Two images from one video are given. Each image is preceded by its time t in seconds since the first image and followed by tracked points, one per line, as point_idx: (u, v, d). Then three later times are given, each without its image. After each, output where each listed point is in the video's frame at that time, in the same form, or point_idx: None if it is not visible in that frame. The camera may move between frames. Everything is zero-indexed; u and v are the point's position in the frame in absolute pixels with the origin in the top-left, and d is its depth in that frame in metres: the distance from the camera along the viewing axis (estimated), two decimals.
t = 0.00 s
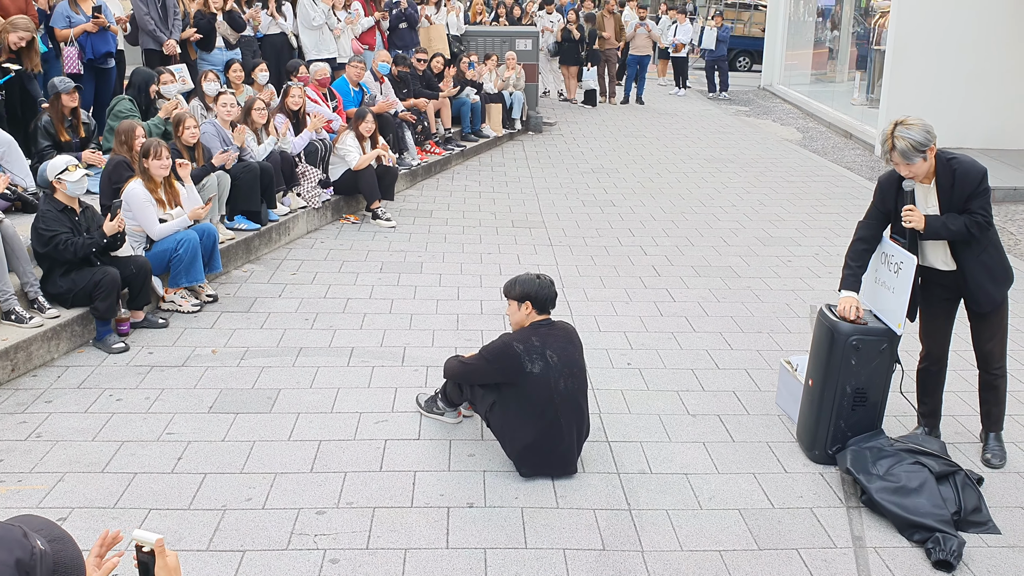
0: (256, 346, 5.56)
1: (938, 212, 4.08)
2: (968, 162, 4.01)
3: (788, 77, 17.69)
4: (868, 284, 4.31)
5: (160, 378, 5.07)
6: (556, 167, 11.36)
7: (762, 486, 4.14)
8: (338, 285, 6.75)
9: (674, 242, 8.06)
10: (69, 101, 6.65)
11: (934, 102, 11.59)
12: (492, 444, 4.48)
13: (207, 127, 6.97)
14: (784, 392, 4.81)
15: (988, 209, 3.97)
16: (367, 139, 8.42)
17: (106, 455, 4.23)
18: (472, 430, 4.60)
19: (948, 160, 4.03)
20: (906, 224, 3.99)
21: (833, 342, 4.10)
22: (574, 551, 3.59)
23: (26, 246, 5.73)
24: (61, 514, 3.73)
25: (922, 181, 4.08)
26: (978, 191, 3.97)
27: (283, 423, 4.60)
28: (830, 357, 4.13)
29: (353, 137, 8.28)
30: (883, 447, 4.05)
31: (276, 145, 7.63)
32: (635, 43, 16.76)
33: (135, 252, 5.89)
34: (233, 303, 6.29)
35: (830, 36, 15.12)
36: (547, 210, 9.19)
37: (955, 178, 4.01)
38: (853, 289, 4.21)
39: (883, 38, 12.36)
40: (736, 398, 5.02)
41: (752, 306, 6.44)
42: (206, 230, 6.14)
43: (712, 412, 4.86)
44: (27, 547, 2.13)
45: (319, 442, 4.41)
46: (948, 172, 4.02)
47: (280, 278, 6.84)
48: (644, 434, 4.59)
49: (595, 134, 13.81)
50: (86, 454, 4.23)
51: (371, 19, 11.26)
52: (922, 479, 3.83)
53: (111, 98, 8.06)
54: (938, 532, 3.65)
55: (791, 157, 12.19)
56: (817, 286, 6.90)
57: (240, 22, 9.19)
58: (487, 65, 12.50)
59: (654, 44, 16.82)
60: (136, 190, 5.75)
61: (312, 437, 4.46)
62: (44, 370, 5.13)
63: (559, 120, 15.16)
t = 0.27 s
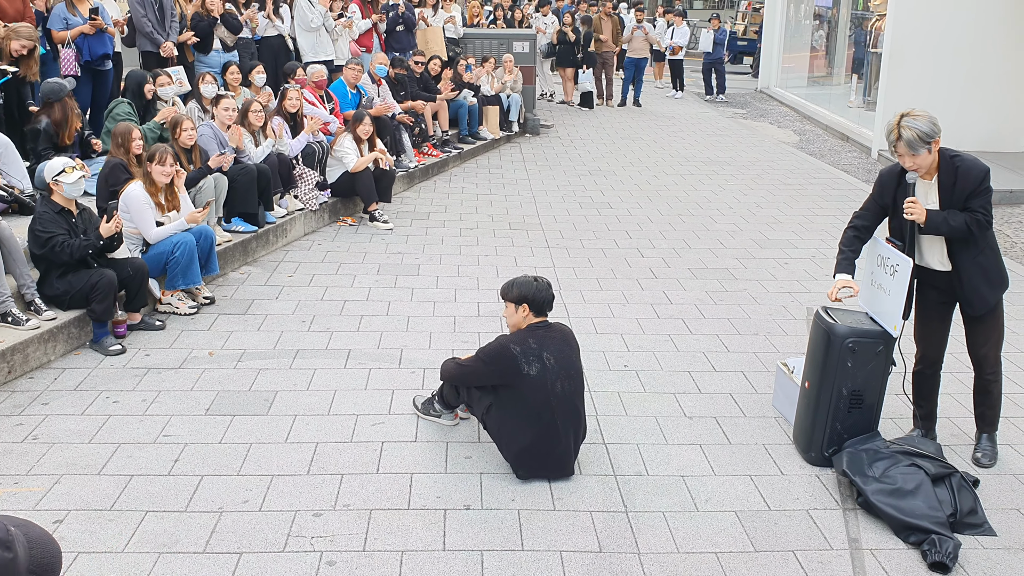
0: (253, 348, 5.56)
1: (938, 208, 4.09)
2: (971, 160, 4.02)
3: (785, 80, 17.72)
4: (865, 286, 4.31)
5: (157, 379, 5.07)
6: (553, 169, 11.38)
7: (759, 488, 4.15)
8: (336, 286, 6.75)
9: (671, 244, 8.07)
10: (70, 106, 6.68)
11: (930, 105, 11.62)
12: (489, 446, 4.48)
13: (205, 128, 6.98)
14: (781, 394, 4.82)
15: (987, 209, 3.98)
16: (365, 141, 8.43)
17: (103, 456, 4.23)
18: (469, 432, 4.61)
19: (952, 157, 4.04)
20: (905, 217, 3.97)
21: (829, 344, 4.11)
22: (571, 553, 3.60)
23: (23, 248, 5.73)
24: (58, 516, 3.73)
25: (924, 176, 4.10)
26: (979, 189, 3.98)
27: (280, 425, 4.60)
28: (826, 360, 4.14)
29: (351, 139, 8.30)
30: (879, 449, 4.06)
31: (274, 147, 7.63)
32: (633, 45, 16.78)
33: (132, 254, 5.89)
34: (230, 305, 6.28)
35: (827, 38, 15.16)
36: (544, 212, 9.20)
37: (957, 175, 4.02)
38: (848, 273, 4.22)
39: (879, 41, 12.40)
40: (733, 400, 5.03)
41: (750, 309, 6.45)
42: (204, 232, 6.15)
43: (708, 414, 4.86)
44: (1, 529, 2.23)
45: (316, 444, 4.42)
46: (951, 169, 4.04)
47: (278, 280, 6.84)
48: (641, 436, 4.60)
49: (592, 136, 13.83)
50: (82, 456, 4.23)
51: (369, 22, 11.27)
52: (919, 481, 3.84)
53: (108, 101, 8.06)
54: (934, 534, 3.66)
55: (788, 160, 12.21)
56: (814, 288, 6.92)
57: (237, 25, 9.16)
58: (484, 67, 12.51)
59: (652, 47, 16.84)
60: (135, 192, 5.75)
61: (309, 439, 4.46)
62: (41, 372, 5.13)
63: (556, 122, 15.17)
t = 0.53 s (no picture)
0: (249, 350, 5.56)
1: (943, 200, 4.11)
2: (984, 159, 4.03)
3: (780, 82, 17.76)
4: (858, 287, 4.32)
5: (152, 382, 5.07)
6: (549, 171, 11.39)
7: (754, 489, 4.16)
8: (332, 288, 6.75)
9: (667, 246, 8.08)
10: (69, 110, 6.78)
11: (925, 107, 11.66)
12: (485, 448, 4.48)
13: (201, 130, 7.01)
14: (777, 396, 4.83)
15: (992, 209, 3.98)
16: (361, 142, 8.43)
17: (98, 459, 4.22)
18: (465, 434, 4.61)
19: (966, 153, 4.06)
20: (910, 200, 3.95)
21: (824, 346, 4.12)
22: (566, 555, 3.60)
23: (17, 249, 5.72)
24: (52, 519, 3.73)
25: (935, 165, 4.12)
26: (986, 188, 3.98)
27: (276, 427, 4.59)
28: (821, 362, 4.15)
29: (347, 141, 8.28)
30: (873, 451, 4.07)
31: (270, 149, 7.64)
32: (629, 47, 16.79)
33: (127, 255, 5.88)
34: (226, 307, 6.28)
35: (822, 41, 15.20)
36: (540, 214, 9.21)
37: (968, 171, 4.03)
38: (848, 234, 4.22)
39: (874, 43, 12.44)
40: (728, 402, 5.03)
41: (745, 310, 6.46)
42: (200, 234, 6.14)
43: (704, 415, 4.87)
44: None
45: (312, 446, 4.41)
46: (963, 163, 4.05)
47: (273, 282, 6.84)
48: (637, 438, 4.60)
49: (587, 138, 13.84)
50: (77, 458, 4.22)
51: (365, 23, 11.27)
52: (913, 482, 3.85)
53: (104, 102, 8.07)
54: (929, 535, 3.66)
55: (783, 162, 12.23)
56: (810, 290, 6.93)
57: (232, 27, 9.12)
58: (480, 69, 12.52)
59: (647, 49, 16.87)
60: (131, 193, 5.75)
61: (305, 441, 4.46)
62: (36, 374, 5.12)
63: (552, 124, 15.18)
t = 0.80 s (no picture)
0: (246, 351, 5.55)
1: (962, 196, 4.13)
2: (1010, 163, 4.01)
3: (778, 84, 17.79)
4: (857, 288, 4.31)
5: (150, 384, 5.06)
6: (547, 173, 11.40)
7: (751, 491, 4.16)
8: (329, 290, 6.75)
9: (664, 248, 8.09)
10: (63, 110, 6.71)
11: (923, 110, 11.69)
12: (482, 449, 4.49)
13: (199, 132, 7.02)
14: (774, 398, 4.83)
15: (1008, 213, 3.96)
16: (358, 144, 8.43)
17: (94, 461, 4.22)
18: (462, 436, 4.61)
19: (993, 155, 4.04)
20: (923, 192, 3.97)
21: (821, 348, 4.12)
22: (564, 557, 3.60)
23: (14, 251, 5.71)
24: (49, 521, 3.72)
25: (962, 160, 4.13)
26: (1006, 191, 3.96)
27: (273, 429, 4.59)
28: (818, 363, 4.15)
29: (345, 143, 8.27)
30: (870, 453, 4.07)
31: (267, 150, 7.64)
32: (626, 49, 16.80)
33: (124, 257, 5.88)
34: (223, 309, 6.28)
35: (820, 43, 15.22)
36: (538, 216, 9.22)
37: (992, 171, 4.02)
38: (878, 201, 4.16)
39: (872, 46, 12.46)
40: (725, 404, 5.04)
41: (743, 313, 6.47)
42: (197, 236, 6.14)
43: (701, 418, 4.87)
44: None
45: (308, 448, 4.41)
46: (989, 163, 4.04)
47: (271, 284, 6.84)
48: (634, 440, 4.60)
49: (584, 140, 13.85)
50: (74, 460, 4.22)
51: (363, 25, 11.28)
52: (910, 484, 3.85)
53: (100, 103, 8.05)
54: (925, 537, 3.67)
55: (781, 164, 12.24)
56: (807, 292, 6.94)
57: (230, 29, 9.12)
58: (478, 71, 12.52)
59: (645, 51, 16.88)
60: (129, 195, 5.75)
61: (302, 443, 4.45)
62: (33, 376, 5.11)
63: (550, 126, 15.18)
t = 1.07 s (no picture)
0: (243, 353, 5.55)
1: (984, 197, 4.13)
2: None
3: (775, 87, 17.82)
4: (854, 290, 4.30)
5: (146, 386, 5.05)
6: (544, 175, 11.41)
7: (748, 493, 4.16)
8: (327, 292, 6.75)
9: (662, 250, 8.09)
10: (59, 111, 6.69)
11: (920, 112, 11.71)
12: (479, 452, 4.48)
13: (196, 134, 7.02)
14: (771, 400, 4.84)
15: None
16: (356, 146, 8.42)
17: (89, 463, 4.21)
18: (459, 438, 4.61)
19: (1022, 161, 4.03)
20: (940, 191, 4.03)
21: (818, 349, 4.13)
22: (560, 559, 3.60)
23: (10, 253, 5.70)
24: (45, 523, 3.71)
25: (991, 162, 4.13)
26: None
27: (270, 431, 4.59)
28: (815, 366, 4.16)
29: (343, 144, 8.26)
30: (867, 454, 4.08)
31: (264, 152, 7.64)
32: (624, 51, 16.82)
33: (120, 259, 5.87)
34: (221, 311, 6.27)
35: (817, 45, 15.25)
36: (536, 218, 9.23)
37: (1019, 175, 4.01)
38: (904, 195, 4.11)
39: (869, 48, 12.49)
40: (723, 406, 5.04)
41: (740, 315, 6.47)
42: (194, 238, 6.14)
43: (699, 419, 4.87)
44: None
45: (305, 450, 4.41)
46: (1016, 168, 4.03)
47: (269, 286, 6.83)
48: (632, 442, 4.61)
49: (582, 142, 13.86)
50: (70, 462, 4.22)
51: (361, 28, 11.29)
52: (907, 486, 3.86)
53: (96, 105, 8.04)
54: (922, 538, 3.67)
55: (779, 166, 12.25)
56: (804, 294, 6.94)
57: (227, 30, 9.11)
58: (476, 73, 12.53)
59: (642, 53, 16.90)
60: (126, 197, 5.74)
61: (299, 445, 4.45)
62: (29, 378, 5.10)
63: (547, 128, 15.19)
